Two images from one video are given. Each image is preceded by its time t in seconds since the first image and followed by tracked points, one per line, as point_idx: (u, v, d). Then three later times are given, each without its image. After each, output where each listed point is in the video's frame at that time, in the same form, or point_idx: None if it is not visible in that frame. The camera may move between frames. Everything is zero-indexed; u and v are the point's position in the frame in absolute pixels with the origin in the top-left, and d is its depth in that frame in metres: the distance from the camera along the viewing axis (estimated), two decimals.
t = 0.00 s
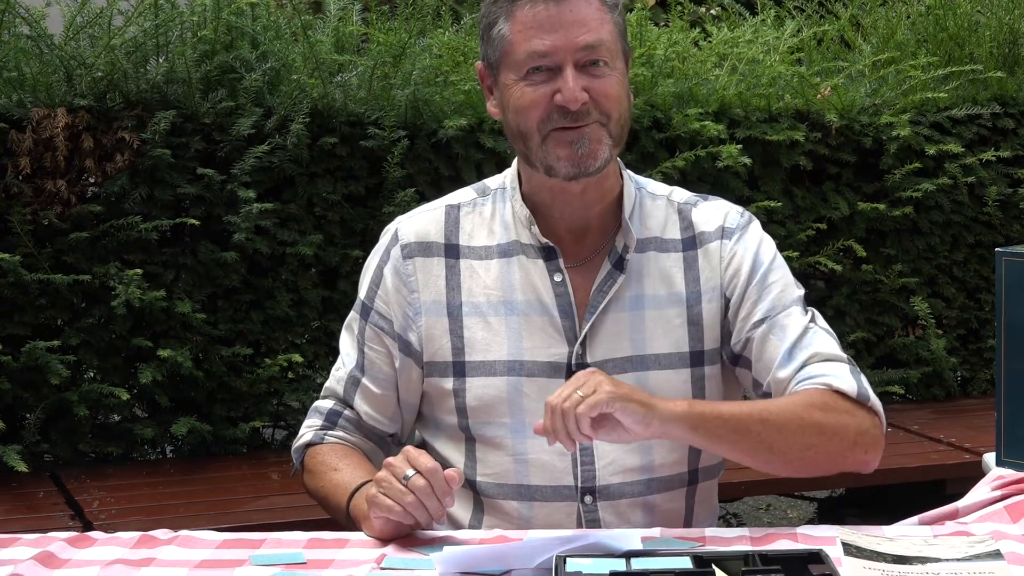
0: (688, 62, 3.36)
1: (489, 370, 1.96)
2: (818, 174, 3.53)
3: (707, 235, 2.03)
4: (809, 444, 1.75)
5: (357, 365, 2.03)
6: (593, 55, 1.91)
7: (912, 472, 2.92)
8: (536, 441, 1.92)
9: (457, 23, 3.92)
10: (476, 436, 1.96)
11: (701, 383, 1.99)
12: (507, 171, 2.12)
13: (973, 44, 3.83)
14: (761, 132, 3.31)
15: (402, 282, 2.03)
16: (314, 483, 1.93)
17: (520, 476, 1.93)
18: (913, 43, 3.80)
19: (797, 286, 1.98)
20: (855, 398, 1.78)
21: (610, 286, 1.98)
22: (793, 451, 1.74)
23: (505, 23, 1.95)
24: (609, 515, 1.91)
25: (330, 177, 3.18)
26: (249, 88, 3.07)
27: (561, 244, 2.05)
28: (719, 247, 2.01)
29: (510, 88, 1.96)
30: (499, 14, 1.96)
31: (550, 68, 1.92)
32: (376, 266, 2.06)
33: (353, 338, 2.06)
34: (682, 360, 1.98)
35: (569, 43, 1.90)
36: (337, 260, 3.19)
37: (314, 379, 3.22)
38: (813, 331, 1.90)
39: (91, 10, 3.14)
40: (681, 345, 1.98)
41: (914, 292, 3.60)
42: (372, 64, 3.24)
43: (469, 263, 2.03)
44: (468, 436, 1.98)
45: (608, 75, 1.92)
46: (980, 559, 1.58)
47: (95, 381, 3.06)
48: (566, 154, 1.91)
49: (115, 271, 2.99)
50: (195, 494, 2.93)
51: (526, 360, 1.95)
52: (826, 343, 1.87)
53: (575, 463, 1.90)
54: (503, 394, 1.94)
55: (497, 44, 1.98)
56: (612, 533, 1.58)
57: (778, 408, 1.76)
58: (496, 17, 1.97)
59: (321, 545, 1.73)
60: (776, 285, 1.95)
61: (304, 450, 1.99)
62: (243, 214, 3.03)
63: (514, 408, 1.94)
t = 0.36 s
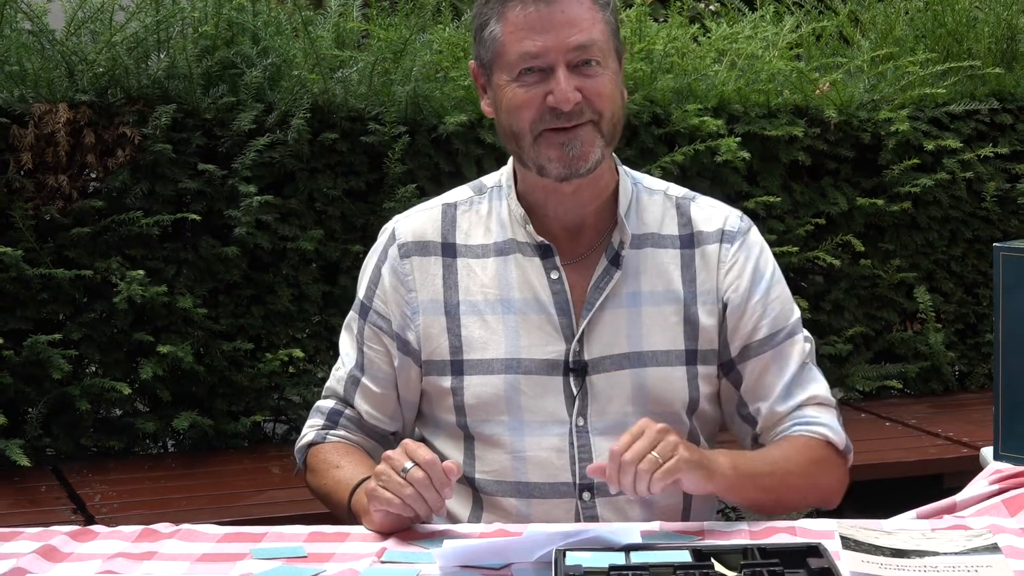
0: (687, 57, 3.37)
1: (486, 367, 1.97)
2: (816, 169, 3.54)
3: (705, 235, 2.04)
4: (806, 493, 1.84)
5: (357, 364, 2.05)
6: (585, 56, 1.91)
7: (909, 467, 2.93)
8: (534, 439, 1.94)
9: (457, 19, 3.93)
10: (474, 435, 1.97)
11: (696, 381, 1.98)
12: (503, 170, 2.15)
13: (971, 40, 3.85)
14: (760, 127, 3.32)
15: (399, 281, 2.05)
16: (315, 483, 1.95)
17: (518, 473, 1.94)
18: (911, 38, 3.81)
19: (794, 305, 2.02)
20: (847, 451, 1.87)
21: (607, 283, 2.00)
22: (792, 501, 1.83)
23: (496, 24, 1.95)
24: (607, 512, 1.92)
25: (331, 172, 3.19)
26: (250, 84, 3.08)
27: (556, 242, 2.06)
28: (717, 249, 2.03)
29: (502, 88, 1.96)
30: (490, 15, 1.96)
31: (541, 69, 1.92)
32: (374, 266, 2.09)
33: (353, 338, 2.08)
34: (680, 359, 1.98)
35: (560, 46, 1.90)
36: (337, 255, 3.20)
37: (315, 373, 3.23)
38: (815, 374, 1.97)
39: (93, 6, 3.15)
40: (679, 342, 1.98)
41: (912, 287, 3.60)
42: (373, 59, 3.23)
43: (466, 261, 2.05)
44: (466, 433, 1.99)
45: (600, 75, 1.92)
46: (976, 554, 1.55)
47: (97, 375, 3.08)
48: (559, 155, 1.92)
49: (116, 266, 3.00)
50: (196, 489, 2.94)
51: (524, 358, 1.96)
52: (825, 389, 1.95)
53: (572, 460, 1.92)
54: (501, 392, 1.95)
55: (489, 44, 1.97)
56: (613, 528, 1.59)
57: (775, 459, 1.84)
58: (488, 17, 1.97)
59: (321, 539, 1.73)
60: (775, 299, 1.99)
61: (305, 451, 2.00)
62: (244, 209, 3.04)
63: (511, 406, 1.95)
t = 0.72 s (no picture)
0: (680, 62, 3.50)
1: (487, 361, 2.09)
2: (804, 169, 3.67)
3: (699, 234, 2.18)
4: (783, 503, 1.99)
5: (365, 357, 2.20)
6: (580, 64, 2.04)
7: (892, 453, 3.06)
8: (532, 429, 2.06)
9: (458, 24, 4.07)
10: (477, 425, 2.10)
11: (689, 374, 2.10)
12: (505, 170, 2.28)
13: (952, 45, 3.99)
14: (750, 129, 3.44)
15: (406, 277, 2.19)
16: (323, 469, 2.10)
17: (517, 462, 2.06)
18: (896, 43, 3.95)
19: (780, 302, 2.17)
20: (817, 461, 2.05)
21: (604, 280, 2.13)
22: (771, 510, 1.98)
23: (496, 35, 2.07)
24: (602, 498, 2.06)
25: (338, 172, 3.32)
26: (260, 88, 3.21)
27: (555, 242, 2.20)
28: (710, 249, 2.16)
29: (502, 97, 2.09)
30: (489, 26, 2.08)
31: (539, 78, 2.05)
32: (381, 262, 2.22)
33: (361, 332, 2.23)
34: (673, 351, 2.11)
35: (557, 56, 2.02)
36: (344, 251, 3.32)
37: (322, 365, 3.36)
38: (793, 378, 2.12)
39: (109, 12, 3.28)
40: (672, 337, 2.11)
41: (895, 282, 3.73)
42: (378, 63, 3.36)
43: (469, 259, 2.18)
44: (468, 424, 2.12)
45: (595, 83, 2.05)
46: (957, 538, 1.65)
47: (114, 367, 3.21)
48: (558, 159, 2.05)
49: (132, 262, 3.13)
50: (209, 475, 3.07)
51: (524, 352, 2.08)
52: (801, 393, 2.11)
53: (570, 449, 2.05)
54: (501, 384, 2.08)
55: (489, 54, 2.09)
56: (610, 513, 1.70)
57: (758, 472, 1.99)
58: (488, 28, 2.09)
59: (330, 524, 1.84)
60: (764, 295, 2.13)
61: (317, 438, 2.15)
62: (255, 207, 3.17)
63: (512, 399, 2.07)
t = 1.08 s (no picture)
0: (669, 71, 3.74)
1: (490, 349, 2.33)
2: (784, 170, 3.91)
3: (686, 232, 2.41)
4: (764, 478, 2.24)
5: (375, 347, 2.44)
6: (576, 76, 2.25)
7: (864, 434, 3.30)
8: (532, 413, 2.30)
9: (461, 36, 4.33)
10: (482, 408, 2.34)
11: (676, 361, 2.35)
12: (505, 172, 2.52)
13: (921, 55, 4.25)
14: (733, 133, 3.68)
15: (414, 272, 2.43)
16: (338, 448, 2.35)
17: (518, 443, 2.31)
18: (869, 54, 4.23)
19: (763, 294, 2.41)
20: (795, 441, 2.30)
21: (598, 274, 2.36)
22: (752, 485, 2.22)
23: (497, 48, 2.28)
24: (596, 477, 2.30)
25: (350, 173, 3.56)
26: (277, 95, 3.45)
27: (552, 239, 2.44)
28: (697, 245, 2.40)
29: (504, 105, 2.30)
30: (491, 40, 2.29)
31: (538, 88, 2.26)
32: (390, 259, 2.47)
33: (372, 323, 2.47)
34: (660, 339, 2.34)
35: (554, 68, 2.23)
36: (356, 247, 3.56)
37: (336, 352, 3.60)
38: (773, 363, 2.37)
39: (137, 25, 3.53)
40: (660, 326, 2.35)
41: (869, 276, 3.97)
42: (388, 73, 3.62)
43: (473, 255, 2.42)
44: (471, 409, 2.36)
45: (590, 92, 2.26)
46: (925, 513, 1.88)
47: (142, 354, 3.46)
48: (556, 164, 2.28)
49: (159, 257, 3.37)
50: (231, 455, 3.31)
51: (523, 341, 2.32)
52: (780, 377, 2.36)
53: (566, 432, 2.29)
54: (503, 371, 2.31)
55: (491, 66, 2.30)
56: (602, 490, 1.92)
57: (741, 451, 2.23)
58: (491, 41, 2.30)
59: (342, 500, 2.09)
60: (745, 287, 2.37)
61: (331, 422, 2.41)
62: (273, 206, 3.41)
63: (513, 385, 2.31)
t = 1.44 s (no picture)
0: (658, 76, 4.01)
1: (492, 334, 2.59)
2: (764, 169, 4.17)
3: (674, 225, 2.65)
4: (748, 453, 2.46)
5: (385, 332, 2.69)
6: (567, 110, 2.25)
7: (839, 414, 3.56)
8: (531, 392, 2.55)
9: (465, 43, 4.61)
10: (486, 388, 2.59)
11: (664, 344, 2.59)
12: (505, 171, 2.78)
13: (892, 62, 4.52)
14: (717, 134, 3.94)
15: (421, 262, 2.67)
16: (350, 425, 2.60)
17: (518, 420, 2.56)
18: (844, 61, 4.52)
19: (744, 282, 2.65)
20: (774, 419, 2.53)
21: (591, 263, 2.60)
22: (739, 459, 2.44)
23: (492, 77, 2.25)
24: (590, 452, 2.55)
25: (362, 172, 3.82)
26: (294, 99, 3.71)
27: (549, 233, 2.67)
28: (683, 237, 2.64)
29: (497, 129, 2.32)
30: (487, 66, 2.27)
31: (530, 121, 2.26)
32: (399, 251, 2.72)
33: (382, 311, 2.72)
34: (649, 324, 2.59)
35: (545, 103, 2.22)
36: (367, 240, 3.83)
37: (348, 338, 3.88)
38: (754, 348, 2.62)
39: (163, 34, 3.79)
40: (648, 311, 2.59)
41: (843, 267, 4.25)
42: (396, 78, 3.87)
43: (475, 247, 2.67)
44: (475, 389, 2.62)
45: (580, 125, 2.28)
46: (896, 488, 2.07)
47: (168, 340, 3.72)
48: (545, 187, 2.36)
49: (184, 250, 3.63)
50: (252, 433, 3.58)
51: (522, 326, 2.57)
52: (759, 360, 2.61)
53: (562, 410, 2.54)
54: (503, 353, 2.57)
55: (487, 91, 2.29)
56: (596, 467, 2.12)
57: (724, 429, 2.45)
58: (486, 70, 2.27)
59: (354, 476, 2.32)
60: (728, 275, 2.62)
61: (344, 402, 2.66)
62: (290, 203, 3.67)
63: (513, 367, 2.56)
